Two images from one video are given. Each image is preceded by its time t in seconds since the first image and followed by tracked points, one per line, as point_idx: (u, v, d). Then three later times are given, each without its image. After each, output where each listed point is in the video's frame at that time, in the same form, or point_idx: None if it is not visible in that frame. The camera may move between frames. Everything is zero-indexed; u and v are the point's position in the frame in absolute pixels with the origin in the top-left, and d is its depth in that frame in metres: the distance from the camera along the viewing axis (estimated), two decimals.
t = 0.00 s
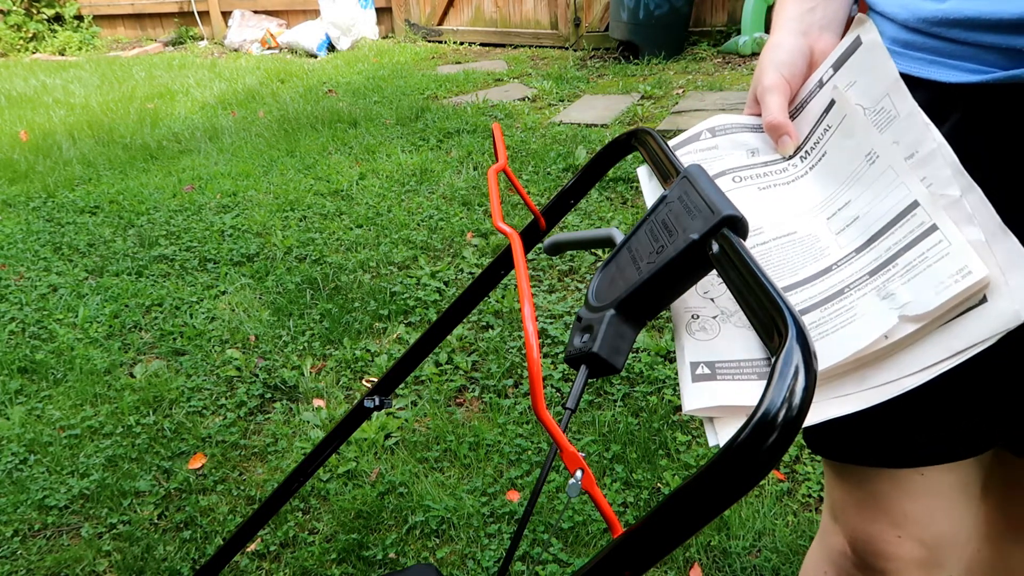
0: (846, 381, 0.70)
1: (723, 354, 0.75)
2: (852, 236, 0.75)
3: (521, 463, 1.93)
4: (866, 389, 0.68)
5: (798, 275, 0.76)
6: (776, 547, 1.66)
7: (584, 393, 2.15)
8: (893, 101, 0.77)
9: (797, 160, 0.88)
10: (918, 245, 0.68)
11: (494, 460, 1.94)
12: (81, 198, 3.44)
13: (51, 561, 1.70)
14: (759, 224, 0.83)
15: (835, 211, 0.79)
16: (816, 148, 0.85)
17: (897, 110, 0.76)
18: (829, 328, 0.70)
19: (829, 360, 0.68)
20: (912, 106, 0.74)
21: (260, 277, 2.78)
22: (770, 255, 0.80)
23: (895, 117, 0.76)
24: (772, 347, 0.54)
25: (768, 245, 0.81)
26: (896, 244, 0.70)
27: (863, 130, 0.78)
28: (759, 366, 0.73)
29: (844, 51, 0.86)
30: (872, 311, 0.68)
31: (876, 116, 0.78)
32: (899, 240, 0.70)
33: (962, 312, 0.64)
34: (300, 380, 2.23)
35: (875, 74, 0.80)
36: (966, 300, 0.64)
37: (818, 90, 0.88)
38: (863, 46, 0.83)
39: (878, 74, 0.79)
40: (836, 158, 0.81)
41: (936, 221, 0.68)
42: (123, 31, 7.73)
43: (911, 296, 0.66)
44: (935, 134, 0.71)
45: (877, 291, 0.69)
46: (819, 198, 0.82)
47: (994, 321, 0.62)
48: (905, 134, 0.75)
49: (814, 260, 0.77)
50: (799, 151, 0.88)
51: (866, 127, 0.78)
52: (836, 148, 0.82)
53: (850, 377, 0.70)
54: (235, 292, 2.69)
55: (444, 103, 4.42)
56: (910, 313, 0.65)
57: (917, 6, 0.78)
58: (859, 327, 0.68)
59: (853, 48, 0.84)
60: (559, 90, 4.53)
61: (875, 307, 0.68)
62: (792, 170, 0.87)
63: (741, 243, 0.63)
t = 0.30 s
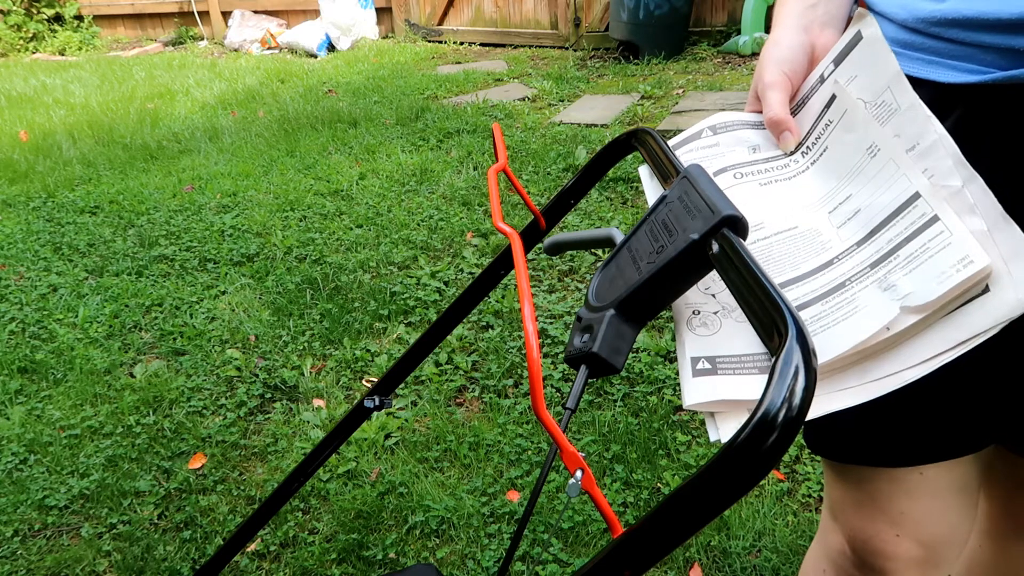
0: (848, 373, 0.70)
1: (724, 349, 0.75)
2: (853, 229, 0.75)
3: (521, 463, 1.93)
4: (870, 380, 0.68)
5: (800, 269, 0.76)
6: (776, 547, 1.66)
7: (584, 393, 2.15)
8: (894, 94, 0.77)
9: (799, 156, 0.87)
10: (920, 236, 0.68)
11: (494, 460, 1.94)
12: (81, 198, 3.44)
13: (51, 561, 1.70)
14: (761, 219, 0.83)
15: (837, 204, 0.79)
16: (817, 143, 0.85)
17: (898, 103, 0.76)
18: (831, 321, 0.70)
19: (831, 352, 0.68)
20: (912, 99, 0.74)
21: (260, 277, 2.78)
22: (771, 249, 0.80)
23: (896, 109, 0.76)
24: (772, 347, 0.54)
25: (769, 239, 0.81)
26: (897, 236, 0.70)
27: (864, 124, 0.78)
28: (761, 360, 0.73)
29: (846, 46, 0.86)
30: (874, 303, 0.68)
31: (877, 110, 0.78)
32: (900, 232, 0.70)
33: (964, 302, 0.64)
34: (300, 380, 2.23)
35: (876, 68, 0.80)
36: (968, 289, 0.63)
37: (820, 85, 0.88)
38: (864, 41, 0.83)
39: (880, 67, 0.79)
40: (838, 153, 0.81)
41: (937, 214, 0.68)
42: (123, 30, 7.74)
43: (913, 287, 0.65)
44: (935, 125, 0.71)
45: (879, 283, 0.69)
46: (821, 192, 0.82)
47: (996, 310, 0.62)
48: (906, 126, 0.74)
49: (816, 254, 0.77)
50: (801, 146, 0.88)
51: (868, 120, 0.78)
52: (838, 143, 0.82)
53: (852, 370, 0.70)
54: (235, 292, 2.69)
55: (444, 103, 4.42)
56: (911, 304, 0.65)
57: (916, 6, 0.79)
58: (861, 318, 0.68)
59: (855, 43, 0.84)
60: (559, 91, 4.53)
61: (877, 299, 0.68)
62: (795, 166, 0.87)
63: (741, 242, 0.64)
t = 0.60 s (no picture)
0: (862, 366, 0.70)
1: (733, 344, 0.76)
2: (867, 220, 0.75)
3: (521, 463, 1.93)
4: (884, 373, 0.68)
5: (812, 263, 0.76)
6: (776, 547, 1.66)
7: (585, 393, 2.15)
8: (908, 83, 0.76)
9: (811, 150, 0.87)
10: (935, 224, 0.67)
11: (494, 460, 1.94)
12: (81, 198, 3.44)
13: (51, 561, 1.70)
14: (773, 213, 0.83)
15: (850, 196, 0.79)
16: (830, 136, 0.84)
17: (912, 92, 0.75)
18: (843, 314, 0.70)
19: (845, 344, 0.68)
20: (926, 88, 0.73)
21: (260, 277, 2.78)
22: (782, 243, 0.80)
23: (910, 98, 0.75)
24: (772, 348, 0.54)
25: (780, 233, 0.81)
26: (912, 226, 0.70)
27: (877, 115, 0.78)
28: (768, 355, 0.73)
29: (858, 37, 0.85)
30: (889, 295, 0.68)
31: (890, 99, 0.77)
32: (915, 221, 0.70)
33: (980, 292, 0.63)
34: (300, 380, 2.23)
35: (888, 59, 0.79)
36: (985, 279, 0.62)
37: (832, 78, 0.87)
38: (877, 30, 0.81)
39: (891, 58, 0.79)
40: (851, 144, 0.81)
41: (953, 201, 0.67)
42: (123, 30, 7.74)
43: (929, 277, 0.65)
44: (950, 112, 0.70)
45: (892, 274, 0.69)
46: (834, 184, 0.82)
47: (1015, 298, 0.61)
48: (920, 115, 0.73)
49: (828, 246, 0.77)
50: (813, 140, 0.88)
51: (881, 111, 0.77)
52: (851, 133, 0.81)
53: (867, 363, 0.69)
54: (235, 292, 2.69)
55: (444, 103, 4.42)
56: (927, 294, 0.64)
57: (923, 7, 0.80)
58: (875, 310, 0.68)
59: (867, 33, 0.83)
60: (559, 91, 4.53)
61: (892, 290, 0.68)
62: (806, 160, 0.87)
63: (741, 243, 0.63)
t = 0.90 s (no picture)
0: (865, 375, 0.70)
1: (733, 335, 0.75)
2: (887, 232, 0.75)
3: (521, 463, 1.93)
4: (886, 385, 0.68)
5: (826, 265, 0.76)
6: (776, 547, 1.66)
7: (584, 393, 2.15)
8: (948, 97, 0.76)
9: (838, 152, 0.86)
10: (960, 245, 0.67)
11: (494, 460, 1.94)
12: (81, 198, 3.44)
13: (51, 561, 1.70)
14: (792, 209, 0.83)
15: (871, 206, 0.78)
16: (859, 141, 0.84)
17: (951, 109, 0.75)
18: (851, 320, 0.70)
19: (848, 351, 0.68)
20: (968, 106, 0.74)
21: (260, 277, 2.78)
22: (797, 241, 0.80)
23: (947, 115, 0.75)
24: (772, 347, 0.54)
25: (796, 231, 0.81)
26: (934, 243, 0.70)
27: (913, 125, 0.78)
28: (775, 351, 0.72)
29: (900, 43, 0.84)
30: (899, 307, 0.68)
31: (928, 111, 0.78)
32: (940, 238, 0.70)
33: (994, 321, 0.64)
34: (300, 380, 2.23)
35: (931, 72, 0.79)
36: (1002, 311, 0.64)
37: (867, 83, 0.86)
38: (920, 40, 0.80)
39: (935, 70, 0.78)
40: (882, 151, 0.81)
41: (980, 225, 0.67)
42: (123, 31, 7.74)
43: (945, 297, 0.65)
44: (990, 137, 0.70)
45: (908, 289, 0.69)
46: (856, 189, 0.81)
47: None
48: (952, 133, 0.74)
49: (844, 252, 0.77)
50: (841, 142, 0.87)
51: (917, 121, 0.77)
52: (881, 142, 0.81)
53: (870, 373, 0.69)
54: (235, 292, 2.69)
55: (444, 103, 4.42)
56: (939, 313, 0.64)
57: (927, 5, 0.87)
58: (884, 322, 0.68)
59: (911, 41, 0.82)
60: (559, 90, 4.53)
61: (905, 304, 0.68)
62: (831, 162, 0.86)
63: (742, 243, 0.64)
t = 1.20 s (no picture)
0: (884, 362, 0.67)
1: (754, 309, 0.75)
2: (912, 226, 0.75)
3: (521, 463, 1.93)
4: (910, 374, 0.66)
5: (850, 252, 0.75)
6: (776, 547, 1.66)
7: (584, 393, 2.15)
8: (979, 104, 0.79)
9: (857, 147, 0.87)
10: (993, 243, 0.68)
11: (494, 460, 1.94)
12: (81, 198, 3.44)
13: (51, 561, 1.70)
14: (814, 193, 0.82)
15: (895, 201, 0.79)
16: (881, 138, 0.85)
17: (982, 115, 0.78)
18: (880, 307, 0.68)
19: (875, 336, 0.65)
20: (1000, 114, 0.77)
21: (260, 277, 2.78)
22: (816, 226, 0.79)
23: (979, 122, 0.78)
24: (771, 348, 0.54)
25: (817, 215, 0.80)
26: (964, 240, 0.70)
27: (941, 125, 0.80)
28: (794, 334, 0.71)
29: (929, 44, 0.86)
30: (930, 298, 0.67)
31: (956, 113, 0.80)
32: (971, 234, 0.70)
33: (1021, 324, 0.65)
34: (300, 380, 2.23)
35: (961, 76, 0.82)
36: None
37: (891, 81, 0.88)
38: (951, 43, 0.83)
39: (967, 75, 0.81)
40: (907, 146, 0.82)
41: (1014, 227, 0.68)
42: (123, 31, 7.74)
43: (981, 293, 0.65)
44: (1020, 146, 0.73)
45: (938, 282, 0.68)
46: (879, 184, 0.81)
47: None
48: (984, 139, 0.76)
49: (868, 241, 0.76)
50: (860, 138, 0.87)
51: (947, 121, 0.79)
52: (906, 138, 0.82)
53: (890, 360, 0.67)
54: (235, 292, 2.69)
55: (444, 103, 4.42)
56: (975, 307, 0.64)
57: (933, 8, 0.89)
58: (912, 312, 0.67)
59: (940, 44, 0.84)
60: (559, 90, 4.53)
61: (935, 296, 0.67)
62: (853, 155, 0.86)
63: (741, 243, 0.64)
